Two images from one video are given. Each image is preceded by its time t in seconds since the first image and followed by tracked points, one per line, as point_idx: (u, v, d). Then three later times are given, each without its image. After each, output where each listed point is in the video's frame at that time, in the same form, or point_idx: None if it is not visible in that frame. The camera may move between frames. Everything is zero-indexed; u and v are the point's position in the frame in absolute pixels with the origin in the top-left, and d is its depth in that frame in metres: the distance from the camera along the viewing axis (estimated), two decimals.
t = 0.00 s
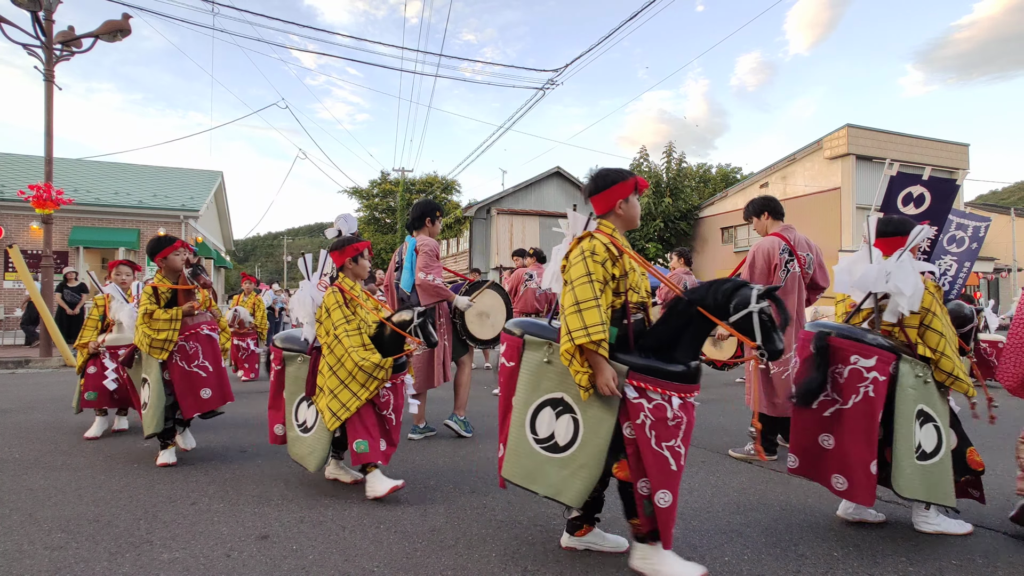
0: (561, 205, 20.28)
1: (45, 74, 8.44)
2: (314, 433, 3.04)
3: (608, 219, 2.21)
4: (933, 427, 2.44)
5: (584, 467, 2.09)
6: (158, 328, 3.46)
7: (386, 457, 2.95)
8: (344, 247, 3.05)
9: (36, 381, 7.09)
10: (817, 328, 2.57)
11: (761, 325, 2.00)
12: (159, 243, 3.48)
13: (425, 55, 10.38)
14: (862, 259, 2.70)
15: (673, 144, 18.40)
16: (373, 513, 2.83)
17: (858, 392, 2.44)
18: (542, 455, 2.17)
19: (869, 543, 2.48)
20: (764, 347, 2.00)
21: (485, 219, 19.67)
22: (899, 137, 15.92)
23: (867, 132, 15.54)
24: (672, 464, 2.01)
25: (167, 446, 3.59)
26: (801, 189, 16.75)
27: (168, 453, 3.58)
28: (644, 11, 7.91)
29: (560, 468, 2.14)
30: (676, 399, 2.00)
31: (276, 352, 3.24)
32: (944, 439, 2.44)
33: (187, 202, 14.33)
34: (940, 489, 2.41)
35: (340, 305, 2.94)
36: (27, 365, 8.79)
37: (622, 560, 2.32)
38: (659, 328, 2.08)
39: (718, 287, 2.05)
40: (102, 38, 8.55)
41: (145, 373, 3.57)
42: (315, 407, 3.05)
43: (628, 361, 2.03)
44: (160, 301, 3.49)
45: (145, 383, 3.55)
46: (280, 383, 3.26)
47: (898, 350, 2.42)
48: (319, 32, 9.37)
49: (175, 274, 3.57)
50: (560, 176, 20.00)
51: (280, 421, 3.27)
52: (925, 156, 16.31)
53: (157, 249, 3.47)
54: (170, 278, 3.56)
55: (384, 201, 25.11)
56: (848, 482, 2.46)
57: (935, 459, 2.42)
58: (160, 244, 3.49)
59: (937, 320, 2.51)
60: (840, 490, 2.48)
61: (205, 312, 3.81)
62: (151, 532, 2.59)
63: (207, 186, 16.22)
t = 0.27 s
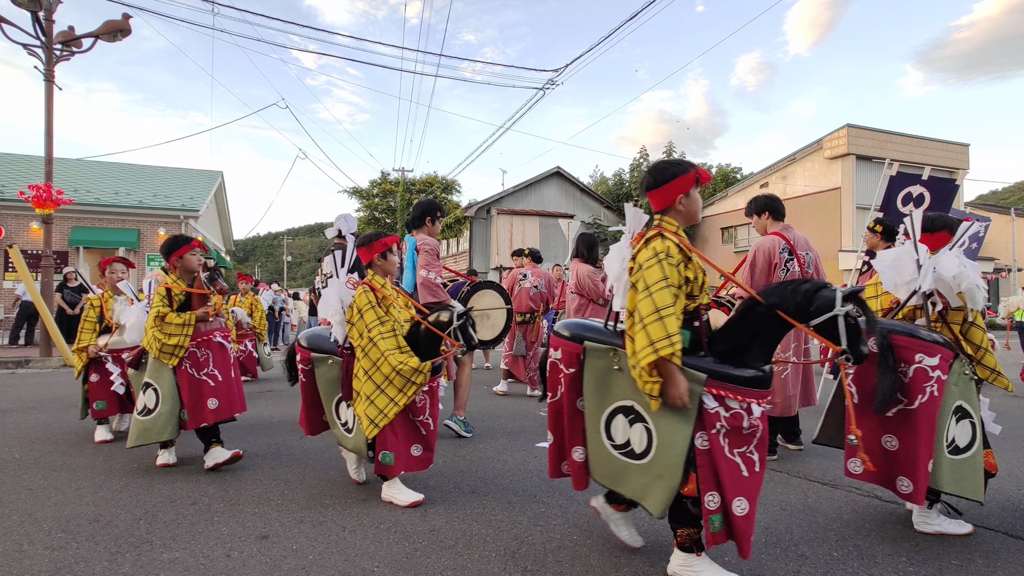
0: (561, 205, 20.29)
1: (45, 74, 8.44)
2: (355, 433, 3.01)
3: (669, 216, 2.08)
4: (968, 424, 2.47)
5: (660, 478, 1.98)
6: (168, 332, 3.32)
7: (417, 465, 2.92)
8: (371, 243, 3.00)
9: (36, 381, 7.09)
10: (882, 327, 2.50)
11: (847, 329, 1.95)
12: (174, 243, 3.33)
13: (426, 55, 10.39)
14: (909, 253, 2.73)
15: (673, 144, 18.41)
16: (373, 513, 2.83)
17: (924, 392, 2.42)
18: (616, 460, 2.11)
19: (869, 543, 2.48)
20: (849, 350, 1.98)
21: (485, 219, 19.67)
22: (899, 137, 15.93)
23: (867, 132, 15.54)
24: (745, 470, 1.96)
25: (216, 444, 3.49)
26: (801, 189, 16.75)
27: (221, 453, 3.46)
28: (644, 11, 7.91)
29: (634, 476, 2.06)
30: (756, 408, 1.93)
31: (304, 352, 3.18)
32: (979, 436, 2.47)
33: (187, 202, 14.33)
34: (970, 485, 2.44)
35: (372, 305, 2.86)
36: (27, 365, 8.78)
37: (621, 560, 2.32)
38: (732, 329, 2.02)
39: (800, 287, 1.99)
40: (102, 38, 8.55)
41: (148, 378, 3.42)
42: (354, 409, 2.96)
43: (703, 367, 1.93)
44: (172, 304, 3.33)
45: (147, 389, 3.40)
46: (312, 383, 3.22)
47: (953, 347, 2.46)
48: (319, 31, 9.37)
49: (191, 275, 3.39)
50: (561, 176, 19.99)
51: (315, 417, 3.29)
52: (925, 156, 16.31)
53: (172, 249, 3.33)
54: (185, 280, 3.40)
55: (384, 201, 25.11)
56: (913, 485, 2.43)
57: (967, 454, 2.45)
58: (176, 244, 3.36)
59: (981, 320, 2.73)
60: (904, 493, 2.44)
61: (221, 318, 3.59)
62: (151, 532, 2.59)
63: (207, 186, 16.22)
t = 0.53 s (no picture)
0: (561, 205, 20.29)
1: (45, 74, 8.44)
2: (381, 442, 2.81)
3: (731, 212, 2.05)
4: (1010, 423, 2.54)
5: (728, 489, 1.90)
6: (184, 328, 3.28)
7: (453, 472, 2.87)
8: (411, 240, 2.89)
9: (36, 380, 7.08)
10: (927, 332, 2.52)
11: (914, 330, 1.98)
12: (201, 238, 3.32)
13: (426, 55, 10.41)
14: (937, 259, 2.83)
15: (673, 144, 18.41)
16: (373, 513, 2.83)
17: (974, 390, 2.41)
18: (675, 470, 2.01)
19: (869, 542, 2.48)
20: (916, 351, 2.00)
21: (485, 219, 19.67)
22: (899, 137, 15.94)
23: (867, 132, 15.54)
24: (811, 475, 1.94)
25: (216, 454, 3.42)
26: (801, 189, 16.75)
27: (221, 465, 3.39)
28: (644, 11, 7.92)
29: (696, 488, 1.96)
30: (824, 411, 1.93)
31: (332, 352, 2.97)
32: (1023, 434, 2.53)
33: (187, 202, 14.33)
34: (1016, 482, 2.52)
35: (407, 305, 2.74)
36: (27, 365, 8.78)
37: (621, 560, 2.32)
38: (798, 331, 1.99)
39: (863, 288, 1.98)
40: (102, 37, 8.55)
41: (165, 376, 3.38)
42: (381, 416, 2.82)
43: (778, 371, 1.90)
44: (193, 299, 3.30)
45: (164, 387, 3.34)
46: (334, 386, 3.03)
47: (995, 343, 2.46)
48: (319, 31, 9.37)
49: (214, 272, 3.37)
50: (561, 176, 19.99)
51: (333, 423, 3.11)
52: (925, 156, 16.31)
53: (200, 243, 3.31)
54: (208, 276, 3.38)
55: (384, 201, 25.11)
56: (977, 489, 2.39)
57: (1011, 453, 2.53)
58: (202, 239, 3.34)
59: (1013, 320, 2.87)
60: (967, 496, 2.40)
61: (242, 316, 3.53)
62: (151, 533, 2.58)
63: (207, 186, 16.22)
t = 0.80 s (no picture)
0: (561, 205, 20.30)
1: (45, 74, 8.44)
2: (431, 447, 2.70)
3: (795, 214, 2.08)
4: None
5: (826, 490, 1.81)
6: (203, 333, 3.09)
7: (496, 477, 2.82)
8: (461, 239, 2.83)
9: (36, 380, 7.08)
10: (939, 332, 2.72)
11: (984, 322, 2.08)
12: (217, 238, 3.13)
13: (426, 55, 10.41)
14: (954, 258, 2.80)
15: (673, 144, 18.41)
16: (373, 513, 2.84)
17: (984, 375, 2.67)
18: (766, 477, 1.86)
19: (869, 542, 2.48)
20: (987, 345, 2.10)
21: (485, 219, 19.67)
22: (899, 137, 15.94)
23: (867, 132, 15.55)
24: (894, 473, 1.90)
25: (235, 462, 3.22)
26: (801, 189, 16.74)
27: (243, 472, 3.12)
28: (644, 11, 7.93)
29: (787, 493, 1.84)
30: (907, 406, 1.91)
31: (377, 356, 2.83)
32: None
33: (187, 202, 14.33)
34: None
35: (457, 303, 2.68)
36: (27, 365, 8.77)
37: (621, 560, 2.32)
38: (875, 325, 1.97)
39: (932, 284, 2.00)
40: (102, 37, 8.55)
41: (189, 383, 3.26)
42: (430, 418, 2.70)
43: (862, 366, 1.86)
44: (211, 303, 3.12)
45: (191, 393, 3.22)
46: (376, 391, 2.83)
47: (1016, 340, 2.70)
48: (319, 31, 9.38)
49: (232, 273, 3.20)
50: (561, 176, 20.00)
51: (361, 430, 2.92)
52: (925, 156, 16.31)
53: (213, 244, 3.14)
54: (225, 278, 3.20)
55: (384, 201, 25.11)
56: (991, 468, 2.62)
57: None
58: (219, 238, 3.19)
59: None
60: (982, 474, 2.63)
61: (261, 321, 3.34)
62: (151, 533, 2.59)
63: (207, 186, 16.22)
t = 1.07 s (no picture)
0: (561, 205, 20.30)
1: (45, 74, 8.44)
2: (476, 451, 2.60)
3: (858, 210, 2.03)
4: None
5: (903, 493, 1.79)
6: (235, 332, 2.97)
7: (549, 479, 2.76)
8: (504, 236, 2.73)
9: (36, 381, 7.08)
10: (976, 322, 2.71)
11: None
12: (230, 235, 2.99)
13: (425, 55, 10.45)
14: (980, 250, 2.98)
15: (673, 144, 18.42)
16: (373, 513, 2.83)
17: (1006, 369, 2.63)
18: (836, 478, 1.87)
19: (870, 542, 2.48)
20: None
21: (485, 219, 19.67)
22: (899, 137, 15.94)
23: (867, 132, 15.55)
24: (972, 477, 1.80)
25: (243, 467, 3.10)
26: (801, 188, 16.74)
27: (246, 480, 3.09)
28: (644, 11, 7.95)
29: (860, 497, 1.84)
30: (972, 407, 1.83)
31: (416, 360, 2.73)
32: None
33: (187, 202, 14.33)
34: None
35: (501, 302, 2.59)
36: (27, 365, 8.77)
37: (621, 560, 2.32)
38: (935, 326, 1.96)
39: (991, 282, 1.97)
40: (102, 38, 8.55)
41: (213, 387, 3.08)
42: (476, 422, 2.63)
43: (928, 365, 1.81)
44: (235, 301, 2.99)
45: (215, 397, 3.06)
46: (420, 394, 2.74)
47: None
48: (319, 32, 9.38)
49: (250, 268, 3.08)
50: (560, 176, 20.00)
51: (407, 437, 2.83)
52: (925, 156, 16.31)
53: (228, 239, 3.00)
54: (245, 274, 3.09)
55: (384, 201, 25.11)
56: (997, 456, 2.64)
57: None
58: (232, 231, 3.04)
59: None
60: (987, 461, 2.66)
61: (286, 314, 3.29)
62: (151, 532, 2.59)
63: (207, 186, 16.22)
